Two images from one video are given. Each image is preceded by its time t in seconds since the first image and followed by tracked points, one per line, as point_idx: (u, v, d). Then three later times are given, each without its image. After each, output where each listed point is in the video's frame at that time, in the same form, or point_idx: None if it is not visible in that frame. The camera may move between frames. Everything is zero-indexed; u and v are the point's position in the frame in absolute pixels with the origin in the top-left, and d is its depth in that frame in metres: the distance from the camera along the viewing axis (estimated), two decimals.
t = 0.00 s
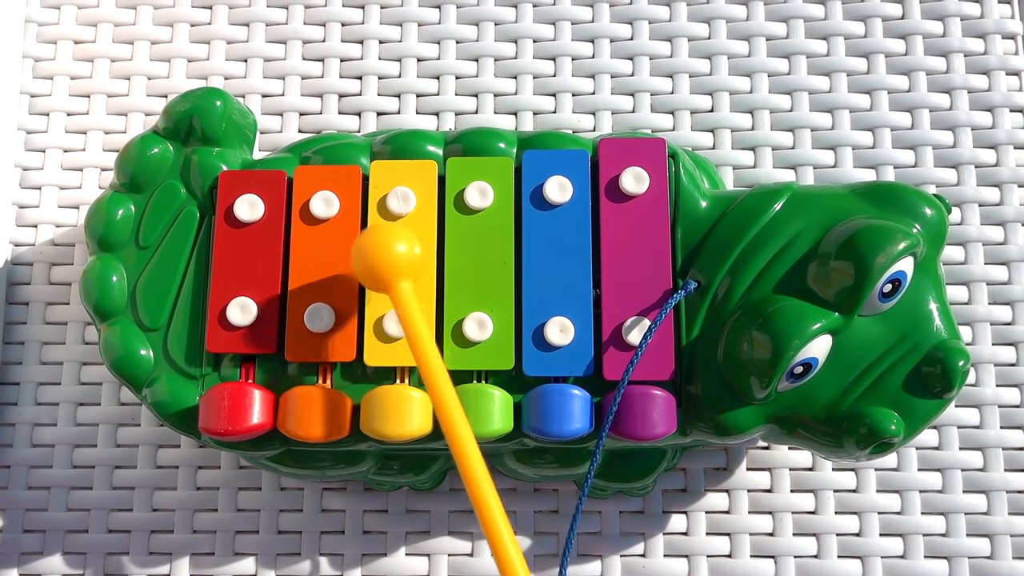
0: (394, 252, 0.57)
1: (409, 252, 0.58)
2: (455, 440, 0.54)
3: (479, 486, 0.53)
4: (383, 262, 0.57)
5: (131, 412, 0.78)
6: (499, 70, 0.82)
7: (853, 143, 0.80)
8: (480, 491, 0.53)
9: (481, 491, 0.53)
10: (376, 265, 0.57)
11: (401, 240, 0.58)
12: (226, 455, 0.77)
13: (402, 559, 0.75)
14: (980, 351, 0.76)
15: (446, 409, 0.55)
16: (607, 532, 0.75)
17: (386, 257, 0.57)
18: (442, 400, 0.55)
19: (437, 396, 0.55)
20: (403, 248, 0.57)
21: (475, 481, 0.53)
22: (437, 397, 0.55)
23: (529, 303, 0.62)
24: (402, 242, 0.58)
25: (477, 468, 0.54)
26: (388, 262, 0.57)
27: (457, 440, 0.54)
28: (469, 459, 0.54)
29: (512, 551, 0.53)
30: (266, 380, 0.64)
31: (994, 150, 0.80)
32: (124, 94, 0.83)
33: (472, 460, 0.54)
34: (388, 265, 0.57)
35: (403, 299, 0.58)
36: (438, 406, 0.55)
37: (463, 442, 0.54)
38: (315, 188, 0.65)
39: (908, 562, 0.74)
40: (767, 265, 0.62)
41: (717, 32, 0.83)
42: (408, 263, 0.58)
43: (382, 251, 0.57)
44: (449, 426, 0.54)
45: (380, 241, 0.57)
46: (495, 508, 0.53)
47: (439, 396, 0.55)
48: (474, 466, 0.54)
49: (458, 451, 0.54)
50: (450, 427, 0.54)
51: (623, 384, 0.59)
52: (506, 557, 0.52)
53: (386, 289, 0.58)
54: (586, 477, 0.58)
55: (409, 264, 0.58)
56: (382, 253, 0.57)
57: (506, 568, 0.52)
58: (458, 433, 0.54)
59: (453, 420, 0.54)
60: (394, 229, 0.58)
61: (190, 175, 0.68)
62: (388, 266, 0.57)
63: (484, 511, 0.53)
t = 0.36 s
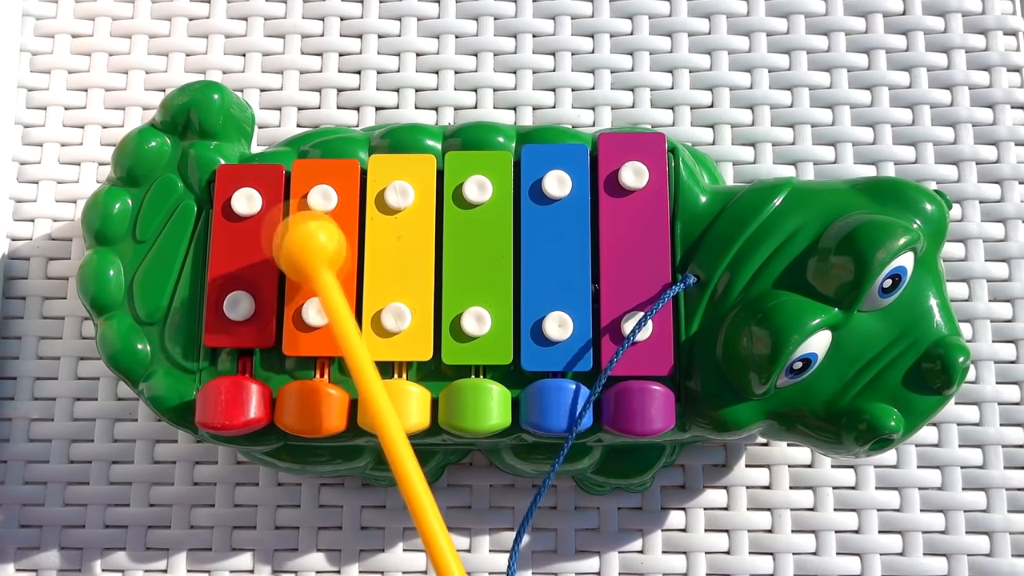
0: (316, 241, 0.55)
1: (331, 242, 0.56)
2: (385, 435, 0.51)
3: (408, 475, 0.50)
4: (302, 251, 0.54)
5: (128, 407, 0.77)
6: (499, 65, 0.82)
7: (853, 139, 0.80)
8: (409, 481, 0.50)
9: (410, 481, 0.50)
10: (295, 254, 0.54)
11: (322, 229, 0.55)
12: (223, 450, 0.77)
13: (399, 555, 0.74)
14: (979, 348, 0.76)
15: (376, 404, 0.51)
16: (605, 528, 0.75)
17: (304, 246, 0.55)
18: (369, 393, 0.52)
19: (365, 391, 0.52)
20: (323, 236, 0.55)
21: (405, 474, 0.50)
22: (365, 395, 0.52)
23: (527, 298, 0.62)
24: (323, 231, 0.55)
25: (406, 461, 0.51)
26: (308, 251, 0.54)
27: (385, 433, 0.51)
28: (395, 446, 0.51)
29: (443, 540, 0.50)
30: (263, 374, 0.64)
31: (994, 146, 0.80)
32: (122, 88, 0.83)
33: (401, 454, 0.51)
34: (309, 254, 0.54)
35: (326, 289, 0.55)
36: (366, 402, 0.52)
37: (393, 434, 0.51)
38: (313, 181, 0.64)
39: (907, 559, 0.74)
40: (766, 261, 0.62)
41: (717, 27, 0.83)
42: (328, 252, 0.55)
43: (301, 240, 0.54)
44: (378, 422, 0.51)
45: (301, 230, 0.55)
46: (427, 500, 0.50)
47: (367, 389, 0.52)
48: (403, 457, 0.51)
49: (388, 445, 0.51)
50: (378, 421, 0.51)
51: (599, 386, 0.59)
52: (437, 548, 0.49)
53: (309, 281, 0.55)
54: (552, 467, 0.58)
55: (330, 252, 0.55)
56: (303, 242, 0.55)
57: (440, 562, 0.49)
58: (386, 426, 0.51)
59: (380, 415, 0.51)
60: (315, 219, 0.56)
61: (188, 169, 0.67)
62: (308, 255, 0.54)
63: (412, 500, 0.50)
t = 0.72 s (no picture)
0: (384, 203, 0.50)
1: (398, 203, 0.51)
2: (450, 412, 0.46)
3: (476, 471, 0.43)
4: (374, 211, 0.49)
5: (125, 410, 0.77)
6: (496, 70, 0.82)
7: (849, 144, 0.80)
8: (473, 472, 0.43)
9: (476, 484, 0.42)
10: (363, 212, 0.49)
11: (389, 188, 0.50)
12: (220, 454, 0.77)
13: (396, 559, 0.75)
14: (974, 353, 0.76)
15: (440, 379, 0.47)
16: (601, 532, 0.75)
17: (376, 203, 0.50)
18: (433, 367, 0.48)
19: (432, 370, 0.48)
20: (394, 196, 0.50)
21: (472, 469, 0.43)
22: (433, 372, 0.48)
23: (523, 303, 0.62)
24: (391, 189, 0.50)
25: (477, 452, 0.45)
26: (379, 215, 0.49)
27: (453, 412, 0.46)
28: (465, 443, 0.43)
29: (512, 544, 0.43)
30: (260, 378, 0.64)
31: (990, 152, 0.80)
32: (120, 92, 0.83)
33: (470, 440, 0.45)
34: (380, 214, 0.49)
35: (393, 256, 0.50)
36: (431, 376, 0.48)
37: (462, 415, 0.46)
38: (310, 186, 0.65)
39: (902, 563, 0.74)
40: (762, 266, 0.62)
41: (714, 33, 0.83)
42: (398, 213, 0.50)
43: (370, 197, 0.49)
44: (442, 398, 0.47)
45: (369, 190, 0.50)
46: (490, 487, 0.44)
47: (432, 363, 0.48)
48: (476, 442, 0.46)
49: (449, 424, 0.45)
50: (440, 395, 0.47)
51: (607, 386, 0.58)
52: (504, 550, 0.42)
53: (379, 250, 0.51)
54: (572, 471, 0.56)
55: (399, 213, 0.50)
56: (371, 203, 0.49)
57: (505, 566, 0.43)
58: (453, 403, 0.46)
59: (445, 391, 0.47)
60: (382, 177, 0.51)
61: (185, 173, 0.68)
62: (380, 216, 0.49)
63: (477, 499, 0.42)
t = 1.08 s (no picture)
0: (449, 228, 0.51)
1: (465, 230, 0.52)
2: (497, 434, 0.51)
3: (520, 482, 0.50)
4: (438, 240, 0.51)
5: (122, 411, 0.77)
6: (494, 70, 0.82)
7: (846, 144, 0.80)
8: (517, 482, 0.50)
9: (517, 481, 0.50)
10: (430, 240, 0.51)
11: (456, 214, 0.52)
12: (218, 454, 0.77)
13: (393, 559, 0.75)
14: (972, 353, 0.76)
15: (492, 404, 0.51)
16: (599, 532, 0.75)
17: (441, 228, 0.51)
18: (487, 392, 0.51)
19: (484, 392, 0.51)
20: (458, 223, 0.52)
21: (516, 478, 0.50)
22: (483, 389, 0.51)
23: (521, 303, 0.62)
24: (457, 216, 0.52)
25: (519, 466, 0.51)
26: (443, 240, 0.51)
27: (500, 436, 0.50)
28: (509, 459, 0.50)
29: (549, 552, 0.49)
30: (257, 378, 0.64)
31: (987, 152, 0.81)
32: (118, 92, 0.83)
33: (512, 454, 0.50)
34: (445, 242, 0.51)
35: (455, 283, 0.52)
36: (482, 398, 0.51)
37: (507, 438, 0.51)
38: (307, 187, 0.65)
39: (900, 563, 0.74)
40: (759, 266, 0.62)
41: (711, 33, 0.83)
42: (463, 241, 0.52)
43: (435, 224, 0.51)
44: (493, 422, 0.51)
45: (435, 215, 0.51)
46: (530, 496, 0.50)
47: (484, 385, 0.51)
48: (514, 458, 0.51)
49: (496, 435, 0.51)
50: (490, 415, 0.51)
51: (613, 386, 0.59)
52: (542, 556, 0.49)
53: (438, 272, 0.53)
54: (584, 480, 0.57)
55: (465, 240, 0.52)
56: (437, 229, 0.51)
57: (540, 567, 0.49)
58: (503, 431, 0.50)
59: (497, 418, 0.51)
60: (448, 202, 0.53)
61: (182, 173, 0.68)
62: (445, 243, 0.51)
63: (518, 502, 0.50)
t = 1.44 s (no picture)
0: (394, 240, 0.48)
1: (410, 241, 0.49)
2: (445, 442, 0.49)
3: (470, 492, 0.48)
4: (382, 252, 0.48)
5: (124, 410, 0.77)
6: (496, 69, 0.82)
7: (849, 144, 0.80)
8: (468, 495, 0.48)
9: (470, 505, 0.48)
10: (375, 253, 0.48)
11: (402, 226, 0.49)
12: (220, 454, 0.77)
13: (395, 559, 0.74)
14: (975, 353, 0.76)
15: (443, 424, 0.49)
16: (601, 533, 0.75)
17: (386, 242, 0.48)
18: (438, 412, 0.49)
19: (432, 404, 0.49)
20: (403, 237, 0.49)
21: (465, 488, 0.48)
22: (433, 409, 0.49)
23: (523, 302, 0.62)
24: (402, 229, 0.49)
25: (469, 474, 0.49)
26: (387, 252, 0.48)
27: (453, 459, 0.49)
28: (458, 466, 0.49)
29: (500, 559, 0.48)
30: (259, 378, 0.64)
31: (990, 152, 0.80)
32: (120, 91, 0.83)
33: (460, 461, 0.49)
34: (391, 255, 0.48)
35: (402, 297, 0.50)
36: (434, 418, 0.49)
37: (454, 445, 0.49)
38: (310, 186, 0.65)
39: (903, 563, 0.74)
40: (763, 265, 0.62)
41: (714, 33, 0.83)
42: (409, 253, 0.49)
43: (380, 237, 0.48)
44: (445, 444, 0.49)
45: (379, 226, 0.49)
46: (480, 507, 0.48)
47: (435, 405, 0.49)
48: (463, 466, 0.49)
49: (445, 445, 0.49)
50: (439, 425, 0.49)
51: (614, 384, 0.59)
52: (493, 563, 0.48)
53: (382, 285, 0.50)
54: (579, 474, 0.56)
55: (410, 253, 0.49)
56: (381, 241, 0.48)
57: None
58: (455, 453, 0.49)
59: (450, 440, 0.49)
60: (393, 213, 0.50)
61: (185, 172, 0.67)
62: (390, 256, 0.48)
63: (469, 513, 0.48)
